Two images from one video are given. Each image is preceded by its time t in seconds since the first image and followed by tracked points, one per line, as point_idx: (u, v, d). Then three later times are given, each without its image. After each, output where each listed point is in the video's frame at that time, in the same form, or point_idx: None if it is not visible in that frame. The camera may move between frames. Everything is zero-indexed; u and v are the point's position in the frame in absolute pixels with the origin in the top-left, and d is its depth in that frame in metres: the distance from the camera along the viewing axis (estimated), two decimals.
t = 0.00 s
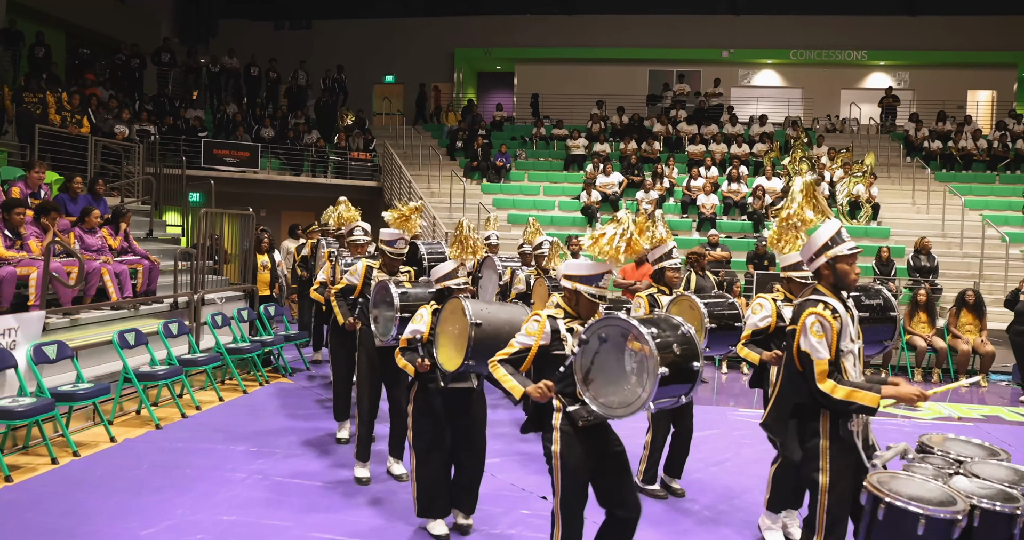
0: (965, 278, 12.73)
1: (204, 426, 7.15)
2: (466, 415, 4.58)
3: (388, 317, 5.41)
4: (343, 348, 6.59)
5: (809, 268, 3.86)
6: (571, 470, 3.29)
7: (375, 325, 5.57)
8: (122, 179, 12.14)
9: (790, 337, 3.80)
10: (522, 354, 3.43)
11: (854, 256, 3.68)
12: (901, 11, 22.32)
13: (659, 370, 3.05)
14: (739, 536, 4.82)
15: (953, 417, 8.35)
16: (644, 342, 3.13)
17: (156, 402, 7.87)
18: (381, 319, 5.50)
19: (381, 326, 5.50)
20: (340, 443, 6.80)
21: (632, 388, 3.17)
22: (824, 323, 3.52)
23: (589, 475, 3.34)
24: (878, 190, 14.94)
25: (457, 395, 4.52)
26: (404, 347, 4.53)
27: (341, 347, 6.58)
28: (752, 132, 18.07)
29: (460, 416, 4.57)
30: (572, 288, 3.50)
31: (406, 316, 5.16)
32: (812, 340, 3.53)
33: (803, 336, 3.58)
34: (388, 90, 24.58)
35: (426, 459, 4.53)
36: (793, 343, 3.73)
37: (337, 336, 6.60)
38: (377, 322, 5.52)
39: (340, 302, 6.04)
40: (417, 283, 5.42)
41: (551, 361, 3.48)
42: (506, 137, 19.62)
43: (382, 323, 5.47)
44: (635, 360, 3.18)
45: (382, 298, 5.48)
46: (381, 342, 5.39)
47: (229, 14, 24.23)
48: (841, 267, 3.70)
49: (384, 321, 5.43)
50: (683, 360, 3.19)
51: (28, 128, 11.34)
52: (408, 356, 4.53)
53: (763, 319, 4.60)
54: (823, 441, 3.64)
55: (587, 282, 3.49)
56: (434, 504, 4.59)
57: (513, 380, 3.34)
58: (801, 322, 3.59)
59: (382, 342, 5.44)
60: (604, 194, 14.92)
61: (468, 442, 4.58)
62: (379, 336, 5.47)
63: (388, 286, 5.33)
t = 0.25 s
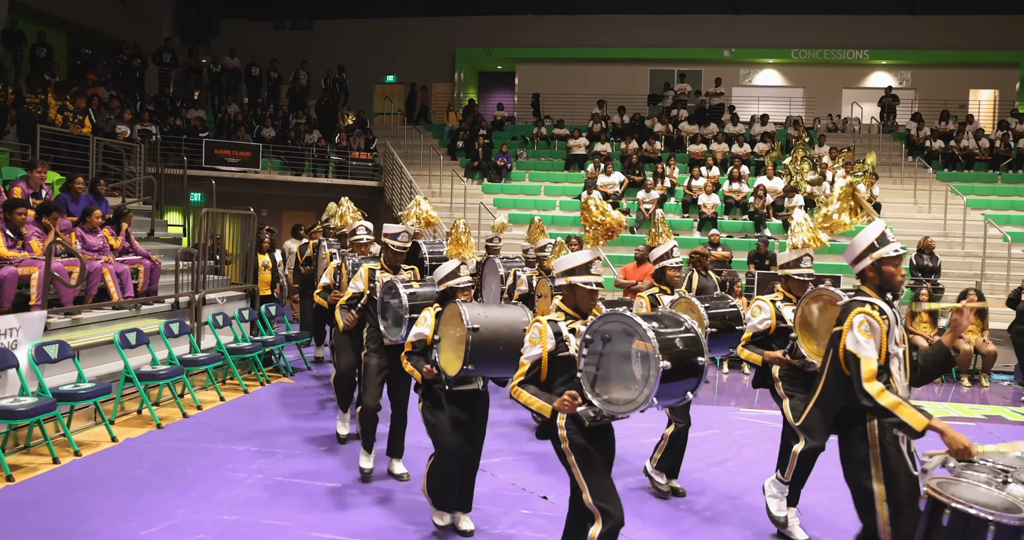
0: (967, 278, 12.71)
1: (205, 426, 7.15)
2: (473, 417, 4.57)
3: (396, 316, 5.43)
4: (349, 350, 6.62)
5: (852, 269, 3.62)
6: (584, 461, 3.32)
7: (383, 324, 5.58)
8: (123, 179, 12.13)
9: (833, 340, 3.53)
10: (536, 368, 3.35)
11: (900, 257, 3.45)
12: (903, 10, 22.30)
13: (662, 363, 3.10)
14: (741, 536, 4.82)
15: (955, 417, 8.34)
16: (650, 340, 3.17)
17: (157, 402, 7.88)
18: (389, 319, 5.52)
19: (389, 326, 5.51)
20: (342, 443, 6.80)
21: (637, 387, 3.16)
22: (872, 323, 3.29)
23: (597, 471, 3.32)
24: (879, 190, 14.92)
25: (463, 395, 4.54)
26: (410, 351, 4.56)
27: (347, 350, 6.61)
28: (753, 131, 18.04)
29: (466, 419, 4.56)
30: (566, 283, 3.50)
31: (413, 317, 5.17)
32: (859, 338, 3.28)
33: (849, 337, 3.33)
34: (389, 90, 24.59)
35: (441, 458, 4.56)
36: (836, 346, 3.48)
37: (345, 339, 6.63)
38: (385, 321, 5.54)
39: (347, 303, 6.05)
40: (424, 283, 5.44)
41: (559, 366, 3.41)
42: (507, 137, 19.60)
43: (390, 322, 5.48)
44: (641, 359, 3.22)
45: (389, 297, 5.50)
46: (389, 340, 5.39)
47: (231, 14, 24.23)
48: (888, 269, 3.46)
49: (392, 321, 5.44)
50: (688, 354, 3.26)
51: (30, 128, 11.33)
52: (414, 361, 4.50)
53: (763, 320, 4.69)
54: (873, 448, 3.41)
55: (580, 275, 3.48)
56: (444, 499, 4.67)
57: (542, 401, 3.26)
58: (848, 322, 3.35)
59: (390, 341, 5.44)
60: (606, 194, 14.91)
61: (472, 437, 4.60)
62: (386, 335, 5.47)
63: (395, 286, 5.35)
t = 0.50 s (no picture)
0: (968, 278, 12.70)
1: (206, 426, 7.16)
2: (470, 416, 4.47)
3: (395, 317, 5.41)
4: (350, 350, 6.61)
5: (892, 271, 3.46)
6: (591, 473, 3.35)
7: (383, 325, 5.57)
8: (124, 179, 12.13)
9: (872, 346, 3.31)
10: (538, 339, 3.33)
11: (945, 258, 3.28)
12: (904, 10, 22.30)
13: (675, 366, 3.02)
14: (741, 536, 4.82)
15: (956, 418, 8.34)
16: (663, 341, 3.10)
17: (157, 402, 7.88)
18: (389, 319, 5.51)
19: (389, 326, 5.49)
20: (343, 443, 6.80)
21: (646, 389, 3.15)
22: (917, 323, 3.11)
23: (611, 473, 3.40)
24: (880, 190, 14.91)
25: (461, 394, 4.44)
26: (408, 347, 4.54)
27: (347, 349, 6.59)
28: (754, 131, 18.02)
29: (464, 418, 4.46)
30: (573, 283, 3.61)
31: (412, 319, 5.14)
32: (906, 337, 3.07)
33: (892, 338, 3.12)
34: (390, 90, 24.60)
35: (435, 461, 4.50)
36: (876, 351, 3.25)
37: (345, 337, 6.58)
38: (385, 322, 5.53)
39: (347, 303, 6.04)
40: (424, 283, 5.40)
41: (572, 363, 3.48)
42: (508, 136, 19.59)
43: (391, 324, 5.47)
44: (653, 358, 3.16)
45: (389, 298, 5.47)
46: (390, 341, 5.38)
47: (232, 14, 24.24)
48: (930, 270, 3.30)
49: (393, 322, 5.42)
50: (704, 358, 3.18)
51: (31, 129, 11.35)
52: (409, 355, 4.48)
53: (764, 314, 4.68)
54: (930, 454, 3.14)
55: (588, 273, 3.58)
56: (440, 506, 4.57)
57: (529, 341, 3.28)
58: (890, 323, 3.15)
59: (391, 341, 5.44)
60: (606, 194, 14.91)
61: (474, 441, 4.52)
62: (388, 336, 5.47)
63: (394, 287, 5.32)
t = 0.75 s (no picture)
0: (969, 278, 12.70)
1: (206, 427, 7.15)
2: (463, 416, 4.49)
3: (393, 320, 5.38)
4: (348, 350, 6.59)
5: (949, 277, 3.38)
6: (594, 483, 3.29)
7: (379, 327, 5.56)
8: (125, 179, 12.12)
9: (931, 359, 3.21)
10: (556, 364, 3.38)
11: (1004, 262, 3.20)
12: (906, 10, 22.29)
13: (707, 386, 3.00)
14: (742, 536, 4.81)
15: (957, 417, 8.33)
16: (691, 357, 3.05)
17: (158, 402, 7.87)
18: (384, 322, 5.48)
19: (385, 328, 5.48)
20: (343, 444, 6.79)
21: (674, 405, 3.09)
22: (982, 339, 3.00)
23: (616, 479, 3.34)
24: (881, 191, 14.90)
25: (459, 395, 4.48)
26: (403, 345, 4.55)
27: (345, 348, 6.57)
28: (755, 131, 18.00)
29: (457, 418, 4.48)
30: (605, 286, 3.42)
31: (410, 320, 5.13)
32: (969, 355, 2.98)
33: (956, 354, 3.02)
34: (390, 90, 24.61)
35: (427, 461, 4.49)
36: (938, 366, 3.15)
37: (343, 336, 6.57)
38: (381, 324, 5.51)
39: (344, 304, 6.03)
40: (420, 285, 5.39)
41: (593, 371, 3.38)
42: (509, 136, 19.56)
43: (386, 326, 5.45)
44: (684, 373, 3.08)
45: (385, 299, 5.45)
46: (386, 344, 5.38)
47: (233, 14, 24.25)
48: (991, 275, 3.21)
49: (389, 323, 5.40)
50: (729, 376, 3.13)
51: (32, 129, 11.35)
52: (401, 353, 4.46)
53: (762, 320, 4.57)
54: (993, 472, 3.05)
55: (621, 280, 3.41)
56: (436, 503, 4.56)
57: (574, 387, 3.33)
58: (954, 337, 3.05)
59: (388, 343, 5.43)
60: (607, 194, 14.92)
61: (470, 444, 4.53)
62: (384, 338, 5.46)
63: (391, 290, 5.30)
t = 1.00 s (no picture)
0: (970, 278, 12.69)
1: (207, 426, 7.16)
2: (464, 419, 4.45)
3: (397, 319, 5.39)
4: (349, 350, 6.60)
5: None
6: (625, 493, 3.26)
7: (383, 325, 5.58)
8: (126, 180, 12.13)
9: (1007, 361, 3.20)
10: (585, 355, 3.23)
11: None
12: (907, 10, 22.27)
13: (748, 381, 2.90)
14: (742, 536, 4.82)
15: (959, 418, 8.33)
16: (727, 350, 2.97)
17: (159, 402, 7.88)
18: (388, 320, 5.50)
19: (389, 325, 5.51)
20: (344, 444, 6.79)
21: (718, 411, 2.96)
22: None
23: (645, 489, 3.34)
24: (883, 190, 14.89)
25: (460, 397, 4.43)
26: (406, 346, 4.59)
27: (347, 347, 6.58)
28: (757, 131, 17.98)
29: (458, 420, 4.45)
30: (634, 295, 3.40)
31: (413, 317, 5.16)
32: None
33: None
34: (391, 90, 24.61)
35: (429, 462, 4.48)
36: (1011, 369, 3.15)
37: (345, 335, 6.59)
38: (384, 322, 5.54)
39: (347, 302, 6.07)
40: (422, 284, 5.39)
41: (624, 376, 3.26)
42: (509, 136, 19.54)
43: (391, 323, 5.48)
44: (729, 375, 2.97)
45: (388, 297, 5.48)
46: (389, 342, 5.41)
47: (235, 14, 24.26)
48: None
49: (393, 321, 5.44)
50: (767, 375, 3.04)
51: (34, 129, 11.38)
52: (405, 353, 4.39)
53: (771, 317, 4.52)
54: None
55: (650, 289, 3.38)
56: (434, 503, 4.56)
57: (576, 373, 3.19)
58: None
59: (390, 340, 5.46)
60: (608, 194, 14.90)
61: (470, 446, 4.50)
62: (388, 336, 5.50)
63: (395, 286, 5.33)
